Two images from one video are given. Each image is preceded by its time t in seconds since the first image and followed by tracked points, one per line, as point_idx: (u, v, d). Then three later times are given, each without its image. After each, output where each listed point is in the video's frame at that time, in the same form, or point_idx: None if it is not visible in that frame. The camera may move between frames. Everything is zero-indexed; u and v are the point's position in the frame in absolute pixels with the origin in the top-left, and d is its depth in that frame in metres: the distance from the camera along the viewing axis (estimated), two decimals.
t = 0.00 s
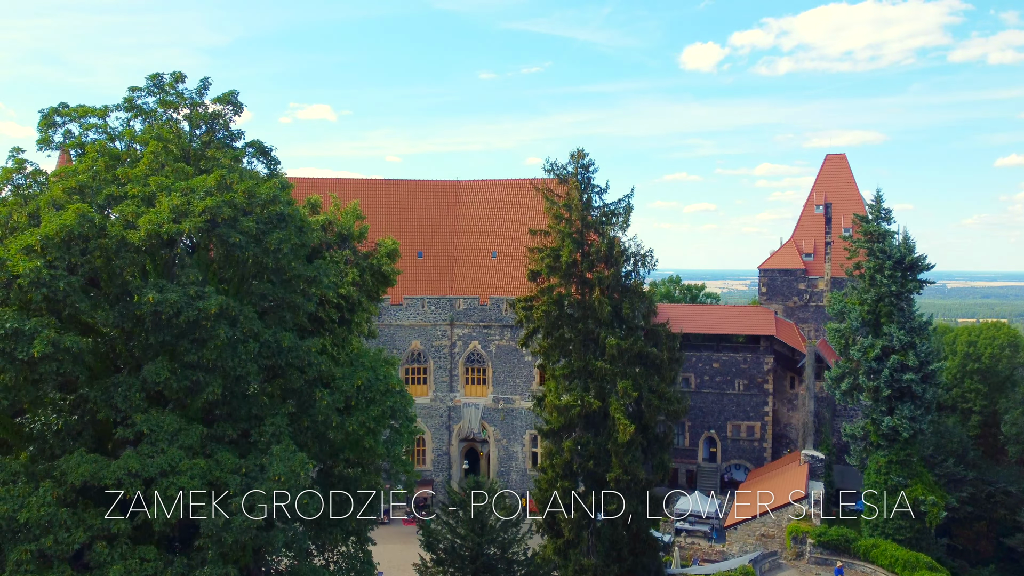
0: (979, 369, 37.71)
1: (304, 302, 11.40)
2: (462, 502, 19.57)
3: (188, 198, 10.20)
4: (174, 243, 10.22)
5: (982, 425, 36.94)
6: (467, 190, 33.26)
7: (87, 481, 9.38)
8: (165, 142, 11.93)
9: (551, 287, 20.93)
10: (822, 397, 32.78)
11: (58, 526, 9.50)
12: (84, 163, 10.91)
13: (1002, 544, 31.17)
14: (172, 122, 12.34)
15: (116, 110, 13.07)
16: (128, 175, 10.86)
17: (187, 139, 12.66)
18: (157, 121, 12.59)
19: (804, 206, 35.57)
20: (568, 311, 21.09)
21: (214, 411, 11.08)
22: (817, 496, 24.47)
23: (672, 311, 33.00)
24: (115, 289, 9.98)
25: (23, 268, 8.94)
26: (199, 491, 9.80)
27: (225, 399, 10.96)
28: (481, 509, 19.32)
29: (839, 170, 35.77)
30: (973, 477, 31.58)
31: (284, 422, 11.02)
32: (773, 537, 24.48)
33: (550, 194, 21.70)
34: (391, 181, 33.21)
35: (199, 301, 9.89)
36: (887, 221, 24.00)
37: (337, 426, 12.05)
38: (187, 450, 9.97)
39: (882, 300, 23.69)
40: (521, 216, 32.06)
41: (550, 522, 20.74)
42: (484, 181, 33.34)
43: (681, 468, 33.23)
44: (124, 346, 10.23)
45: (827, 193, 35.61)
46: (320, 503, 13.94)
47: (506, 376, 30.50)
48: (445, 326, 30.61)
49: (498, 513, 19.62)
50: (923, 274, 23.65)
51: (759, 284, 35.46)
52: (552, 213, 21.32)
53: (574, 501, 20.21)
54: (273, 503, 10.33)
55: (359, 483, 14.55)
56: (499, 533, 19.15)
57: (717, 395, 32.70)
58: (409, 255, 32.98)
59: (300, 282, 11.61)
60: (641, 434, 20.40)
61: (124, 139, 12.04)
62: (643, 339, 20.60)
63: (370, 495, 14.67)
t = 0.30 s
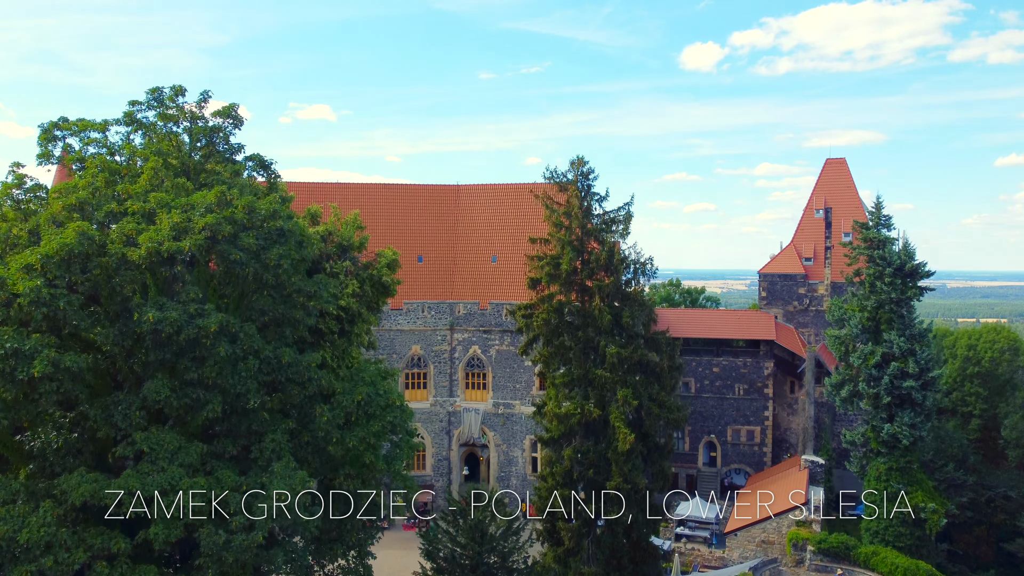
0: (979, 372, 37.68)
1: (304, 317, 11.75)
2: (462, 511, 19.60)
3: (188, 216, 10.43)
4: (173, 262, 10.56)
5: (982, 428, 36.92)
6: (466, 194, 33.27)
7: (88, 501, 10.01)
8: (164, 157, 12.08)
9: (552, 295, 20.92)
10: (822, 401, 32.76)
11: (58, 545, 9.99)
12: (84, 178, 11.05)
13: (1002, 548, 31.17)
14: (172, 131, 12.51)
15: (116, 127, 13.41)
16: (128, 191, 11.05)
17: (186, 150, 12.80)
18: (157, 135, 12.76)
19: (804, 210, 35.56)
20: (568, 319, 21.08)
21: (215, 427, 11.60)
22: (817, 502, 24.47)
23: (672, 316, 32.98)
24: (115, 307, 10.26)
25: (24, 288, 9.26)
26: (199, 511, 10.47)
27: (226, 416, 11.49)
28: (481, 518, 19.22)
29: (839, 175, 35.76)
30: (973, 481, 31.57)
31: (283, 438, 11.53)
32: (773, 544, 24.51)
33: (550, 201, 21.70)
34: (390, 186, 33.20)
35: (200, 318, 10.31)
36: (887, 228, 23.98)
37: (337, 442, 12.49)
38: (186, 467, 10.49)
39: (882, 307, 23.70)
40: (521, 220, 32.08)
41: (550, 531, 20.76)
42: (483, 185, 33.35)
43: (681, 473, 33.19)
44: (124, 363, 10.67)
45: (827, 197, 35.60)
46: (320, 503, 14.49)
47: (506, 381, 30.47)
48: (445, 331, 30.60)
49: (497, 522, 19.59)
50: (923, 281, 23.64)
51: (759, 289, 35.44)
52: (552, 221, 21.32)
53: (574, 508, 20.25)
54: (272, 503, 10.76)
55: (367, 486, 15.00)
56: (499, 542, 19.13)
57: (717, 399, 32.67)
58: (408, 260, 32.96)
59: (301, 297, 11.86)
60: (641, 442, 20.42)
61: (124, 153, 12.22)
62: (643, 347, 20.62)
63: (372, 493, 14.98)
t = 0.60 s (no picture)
0: (979, 376, 37.67)
1: (303, 332, 12.21)
2: (462, 520, 19.58)
3: (188, 232, 10.72)
4: (174, 282, 10.96)
5: (982, 432, 36.93)
6: (466, 199, 33.28)
7: (87, 521, 10.45)
8: (165, 172, 12.29)
9: (552, 303, 20.88)
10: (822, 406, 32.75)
11: (58, 566, 10.33)
12: (84, 196, 11.36)
13: (1002, 554, 31.20)
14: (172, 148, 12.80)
15: (116, 143, 13.74)
16: (128, 209, 11.38)
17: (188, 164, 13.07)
18: (159, 150, 13.03)
19: (804, 214, 35.56)
20: (568, 327, 21.04)
21: (215, 444, 12.14)
22: (816, 508, 24.48)
23: (672, 321, 32.94)
24: (115, 325, 10.90)
25: (24, 309, 9.76)
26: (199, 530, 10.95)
27: (226, 435, 12.04)
28: (481, 527, 19.19)
29: (839, 179, 35.75)
30: (973, 487, 31.58)
31: (284, 455, 12.00)
32: (773, 550, 24.53)
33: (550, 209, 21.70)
34: (390, 191, 33.20)
35: (199, 336, 10.80)
36: (887, 234, 23.98)
37: (336, 459, 12.95)
38: (187, 486, 10.90)
39: (881, 314, 23.72)
40: (520, 225, 32.09)
41: (550, 540, 20.72)
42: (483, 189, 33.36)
43: (681, 478, 33.17)
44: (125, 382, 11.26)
45: (827, 202, 35.60)
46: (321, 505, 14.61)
47: (506, 387, 30.47)
48: (445, 336, 30.59)
49: (497, 531, 19.59)
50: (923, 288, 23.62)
51: (759, 293, 35.43)
52: (552, 229, 21.32)
53: (574, 517, 20.26)
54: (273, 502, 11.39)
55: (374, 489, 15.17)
56: (499, 552, 19.15)
57: (717, 404, 32.66)
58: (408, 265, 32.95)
59: (300, 313, 12.30)
60: (641, 451, 20.43)
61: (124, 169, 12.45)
62: (643, 355, 20.65)
63: (372, 492, 15.17)
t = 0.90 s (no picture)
0: (979, 380, 37.64)
1: (302, 348, 12.68)
2: (462, 528, 19.61)
3: (187, 251, 11.06)
4: (173, 301, 11.21)
5: (983, 435, 36.92)
6: (467, 203, 33.29)
7: (87, 541, 10.69)
8: (164, 187, 12.62)
9: (552, 312, 20.88)
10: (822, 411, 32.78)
11: None
12: (83, 214, 11.76)
13: (1002, 559, 31.20)
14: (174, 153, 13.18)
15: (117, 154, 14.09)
16: (127, 226, 11.82)
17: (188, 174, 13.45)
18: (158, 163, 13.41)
19: (804, 219, 35.57)
20: (568, 334, 21.02)
21: (215, 462, 12.63)
22: (816, 515, 24.53)
23: (671, 325, 32.93)
24: (116, 343, 11.31)
25: (24, 328, 10.18)
26: (199, 549, 11.22)
27: (226, 452, 12.53)
28: (481, 536, 19.25)
29: (839, 183, 35.75)
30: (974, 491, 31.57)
31: (283, 471, 12.46)
32: (773, 556, 24.56)
33: (550, 217, 21.71)
34: (392, 195, 33.25)
35: (198, 355, 11.15)
36: (887, 241, 23.98)
37: (336, 476, 13.40)
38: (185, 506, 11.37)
39: (881, 321, 23.73)
40: (520, 230, 32.05)
41: (550, 548, 20.81)
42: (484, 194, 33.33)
43: (681, 482, 33.16)
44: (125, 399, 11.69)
45: (827, 206, 35.60)
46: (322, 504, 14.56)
47: (506, 392, 30.47)
48: (445, 341, 30.59)
49: (498, 540, 19.65)
50: (923, 295, 23.61)
51: (759, 298, 35.44)
52: (552, 237, 21.33)
53: (575, 526, 20.34)
54: (273, 502, 12.10)
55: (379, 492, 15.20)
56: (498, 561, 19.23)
57: (717, 408, 32.65)
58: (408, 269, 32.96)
59: (300, 329, 12.68)
60: (641, 459, 20.47)
61: (122, 185, 12.82)
62: (644, 364, 20.64)
63: (371, 493, 14.97)
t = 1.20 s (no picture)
0: (978, 384, 37.60)
1: (302, 364, 13.02)
2: (462, 538, 19.67)
3: (185, 268, 11.40)
4: (172, 320, 11.58)
5: (982, 439, 36.89)
6: (467, 208, 33.30)
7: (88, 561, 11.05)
8: (161, 203, 13.05)
9: (552, 321, 20.89)
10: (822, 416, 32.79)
11: None
12: (81, 231, 12.15)
13: (1002, 564, 31.18)
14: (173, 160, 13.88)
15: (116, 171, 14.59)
16: (129, 242, 12.29)
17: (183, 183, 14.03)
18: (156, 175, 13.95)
19: (804, 223, 35.58)
20: (568, 343, 21.01)
21: (216, 478, 13.07)
22: (816, 521, 24.59)
23: (671, 330, 32.91)
24: (116, 361, 11.73)
25: (23, 348, 10.53)
26: (199, 568, 11.43)
27: (227, 469, 13.03)
28: (480, 545, 19.31)
29: (838, 188, 35.76)
30: (974, 496, 31.54)
31: (283, 486, 12.97)
32: (773, 563, 24.53)
33: (549, 225, 21.72)
34: (393, 199, 33.33)
35: (197, 373, 11.56)
36: (886, 248, 23.98)
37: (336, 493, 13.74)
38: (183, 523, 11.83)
39: (880, 328, 23.74)
40: (520, 235, 32.06)
41: (550, 557, 20.98)
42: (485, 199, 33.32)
43: (681, 487, 33.10)
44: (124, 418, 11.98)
45: (826, 211, 35.61)
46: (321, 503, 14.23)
47: (505, 397, 30.46)
48: (444, 346, 30.60)
49: (497, 549, 19.70)
50: (923, 302, 23.61)
51: (759, 302, 35.43)
52: (551, 245, 21.34)
53: (574, 535, 20.40)
54: (272, 502, 12.70)
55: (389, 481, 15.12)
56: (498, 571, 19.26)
57: (717, 413, 32.61)
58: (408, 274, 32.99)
59: (298, 345, 13.03)
60: (641, 468, 20.50)
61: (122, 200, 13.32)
62: (644, 373, 20.62)
63: (371, 492, 14.40)
